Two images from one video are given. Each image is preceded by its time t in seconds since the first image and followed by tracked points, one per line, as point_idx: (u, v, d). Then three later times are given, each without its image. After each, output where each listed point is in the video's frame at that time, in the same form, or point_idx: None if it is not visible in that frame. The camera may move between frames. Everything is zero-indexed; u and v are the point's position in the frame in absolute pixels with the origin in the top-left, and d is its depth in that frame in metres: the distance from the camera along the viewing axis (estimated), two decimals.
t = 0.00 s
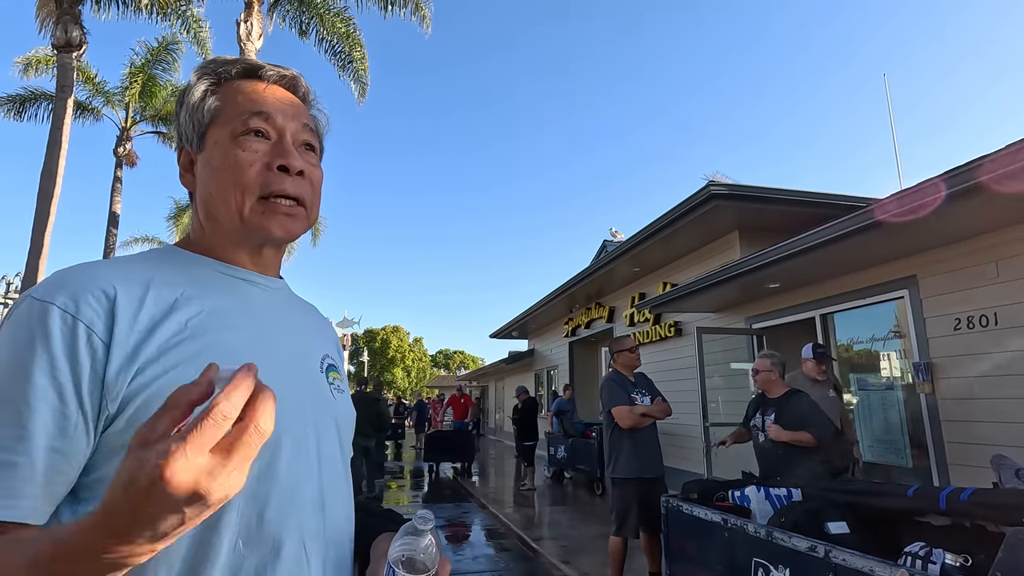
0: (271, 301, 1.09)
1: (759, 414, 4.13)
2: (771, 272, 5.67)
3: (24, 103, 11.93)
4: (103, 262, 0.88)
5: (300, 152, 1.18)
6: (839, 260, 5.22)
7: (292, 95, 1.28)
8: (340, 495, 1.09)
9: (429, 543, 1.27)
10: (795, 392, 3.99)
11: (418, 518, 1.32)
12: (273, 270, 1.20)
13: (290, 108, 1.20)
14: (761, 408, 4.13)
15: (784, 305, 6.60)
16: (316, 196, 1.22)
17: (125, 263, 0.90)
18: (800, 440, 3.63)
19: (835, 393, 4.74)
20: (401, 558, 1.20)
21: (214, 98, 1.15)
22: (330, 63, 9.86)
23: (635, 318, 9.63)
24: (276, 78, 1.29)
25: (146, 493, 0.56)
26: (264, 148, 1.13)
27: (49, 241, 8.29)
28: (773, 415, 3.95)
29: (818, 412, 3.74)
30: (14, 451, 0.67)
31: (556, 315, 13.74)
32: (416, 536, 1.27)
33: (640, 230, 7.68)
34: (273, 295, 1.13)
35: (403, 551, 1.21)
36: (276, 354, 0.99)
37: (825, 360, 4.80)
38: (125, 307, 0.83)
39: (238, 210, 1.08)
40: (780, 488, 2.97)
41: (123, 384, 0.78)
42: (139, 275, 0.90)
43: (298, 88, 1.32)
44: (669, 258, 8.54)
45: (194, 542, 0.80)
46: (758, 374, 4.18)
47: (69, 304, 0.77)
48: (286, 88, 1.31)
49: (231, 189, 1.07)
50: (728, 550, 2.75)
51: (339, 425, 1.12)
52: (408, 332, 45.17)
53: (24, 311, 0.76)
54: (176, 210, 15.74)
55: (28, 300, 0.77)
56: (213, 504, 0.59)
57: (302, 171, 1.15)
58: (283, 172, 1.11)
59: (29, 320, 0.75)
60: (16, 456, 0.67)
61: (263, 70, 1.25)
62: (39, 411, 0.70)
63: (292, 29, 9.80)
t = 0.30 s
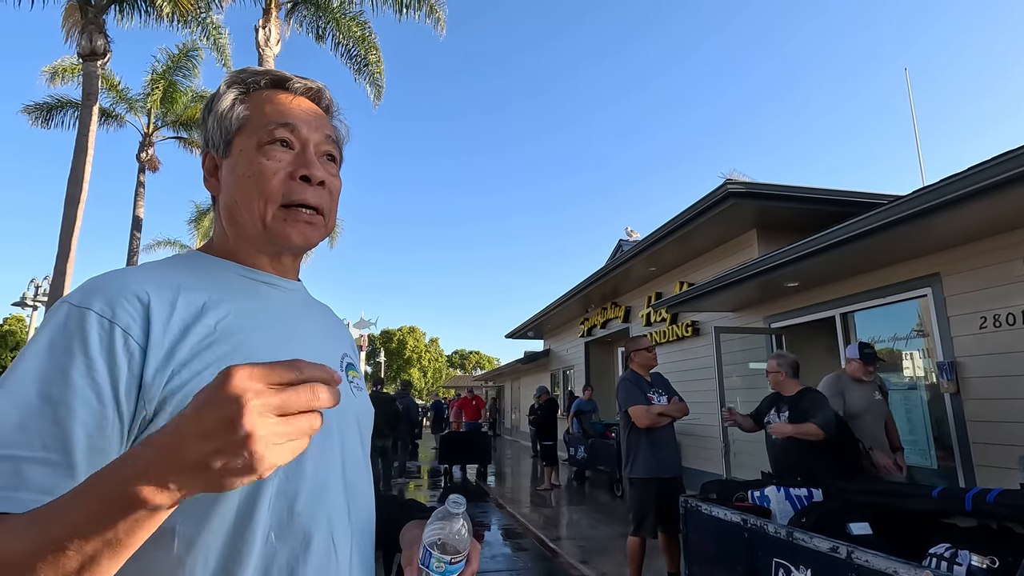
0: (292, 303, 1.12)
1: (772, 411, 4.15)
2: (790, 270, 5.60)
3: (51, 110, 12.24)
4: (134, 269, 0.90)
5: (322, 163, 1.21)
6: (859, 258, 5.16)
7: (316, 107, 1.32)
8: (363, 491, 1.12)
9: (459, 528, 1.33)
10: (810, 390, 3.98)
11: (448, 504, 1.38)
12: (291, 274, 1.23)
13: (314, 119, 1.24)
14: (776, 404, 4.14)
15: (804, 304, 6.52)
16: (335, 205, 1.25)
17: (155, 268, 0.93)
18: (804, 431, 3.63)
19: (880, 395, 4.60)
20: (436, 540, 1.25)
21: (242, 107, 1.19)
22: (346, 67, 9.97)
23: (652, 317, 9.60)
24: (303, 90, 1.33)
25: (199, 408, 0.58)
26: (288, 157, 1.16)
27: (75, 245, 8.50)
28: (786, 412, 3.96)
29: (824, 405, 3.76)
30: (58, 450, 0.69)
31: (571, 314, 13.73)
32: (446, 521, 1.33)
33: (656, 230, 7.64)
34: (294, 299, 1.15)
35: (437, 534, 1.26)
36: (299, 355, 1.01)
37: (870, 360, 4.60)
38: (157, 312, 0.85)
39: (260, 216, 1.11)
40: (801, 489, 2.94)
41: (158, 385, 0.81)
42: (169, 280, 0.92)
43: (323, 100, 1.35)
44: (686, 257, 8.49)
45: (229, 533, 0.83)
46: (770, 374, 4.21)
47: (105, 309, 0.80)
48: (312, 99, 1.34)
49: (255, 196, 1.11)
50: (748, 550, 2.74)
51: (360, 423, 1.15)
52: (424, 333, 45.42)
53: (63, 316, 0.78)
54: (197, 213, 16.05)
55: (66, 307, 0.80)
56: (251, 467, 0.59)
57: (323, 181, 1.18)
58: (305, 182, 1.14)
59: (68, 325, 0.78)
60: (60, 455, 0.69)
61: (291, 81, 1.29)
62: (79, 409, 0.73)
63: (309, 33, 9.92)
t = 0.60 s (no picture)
0: (318, 303, 1.13)
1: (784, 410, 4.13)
2: (809, 269, 5.54)
3: (74, 117, 12.52)
4: (172, 270, 0.93)
5: (344, 164, 1.23)
6: (880, 256, 5.09)
7: (339, 110, 1.34)
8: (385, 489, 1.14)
9: (468, 535, 1.33)
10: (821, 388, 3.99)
11: (458, 512, 1.38)
12: (317, 275, 1.25)
13: (337, 122, 1.26)
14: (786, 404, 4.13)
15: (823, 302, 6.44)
16: (357, 207, 1.27)
17: (191, 269, 0.95)
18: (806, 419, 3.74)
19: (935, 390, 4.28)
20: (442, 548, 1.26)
21: (267, 112, 1.21)
22: (361, 69, 10.05)
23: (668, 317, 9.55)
24: (324, 94, 1.35)
25: (332, 512, 0.73)
26: (311, 160, 1.18)
27: (99, 249, 8.68)
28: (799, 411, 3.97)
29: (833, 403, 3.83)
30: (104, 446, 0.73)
31: (587, 314, 13.70)
32: (454, 529, 1.34)
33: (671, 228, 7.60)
34: (319, 298, 1.17)
35: (443, 542, 1.27)
36: (328, 355, 1.03)
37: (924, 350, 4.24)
38: (195, 312, 0.88)
39: (286, 219, 1.14)
40: (822, 489, 2.90)
41: (196, 384, 0.83)
42: (205, 280, 0.95)
43: (344, 103, 1.38)
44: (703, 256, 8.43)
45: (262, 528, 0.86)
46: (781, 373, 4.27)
47: (146, 310, 0.82)
48: (334, 102, 1.36)
49: (280, 200, 1.13)
50: (769, 550, 2.71)
51: (383, 421, 1.17)
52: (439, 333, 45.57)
53: (106, 317, 0.81)
54: (217, 216, 16.29)
55: (110, 306, 0.83)
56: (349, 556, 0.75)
57: (346, 183, 1.20)
58: (328, 184, 1.16)
59: (111, 325, 0.81)
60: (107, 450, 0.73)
61: (313, 86, 1.31)
62: (122, 407, 0.76)
63: (324, 37, 10.02)
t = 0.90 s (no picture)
0: (337, 305, 1.15)
1: (801, 410, 4.08)
2: (825, 267, 5.48)
3: (93, 122, 12.73)
4: (194, 273, 0.95)
5: (366, 169, 1.24)
6: (898, 253, 5.03)
7: (360, 115, 1.35)
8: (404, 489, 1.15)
9: (491, 535, 1.34)
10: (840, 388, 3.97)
11: (481, 512, 1.39)
12: (337, 277, 1.26)
13: (359, 127, 1.27)
14: (805, 404, 4.08)
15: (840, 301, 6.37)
16: (378, 211, 1.28)
17: (213, 273, 0.97)
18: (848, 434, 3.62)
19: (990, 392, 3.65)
20: (466, 548, 1.28)
21: (290, 116, 1.23)
22: (373, 71, 10.10)
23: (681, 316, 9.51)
24: (346, 99, 1.36)
25: (352, 522, 0.76)
26: (334, 165, 1.19)
27: (118, 251, 8.82)
28: (819, 412, 3.93)
29: (859, 407, 3.75)
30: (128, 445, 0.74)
31: (599, 314, 13.66)
32: (477, 528, 1.35)
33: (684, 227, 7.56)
34: (338, 300, 1.19)
35: (467, 542, 1.29)
36: (347, 356, 1.04)
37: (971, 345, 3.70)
38: (216, 315, 0.89)
39: (309, 222, 1.15)
40: (840, 490, 2.88)
41: (218, 386, 0.84)
42: (226, 282, 0.96)
43: (365, 108, 1.39)
44: (716, 254, 8.37)
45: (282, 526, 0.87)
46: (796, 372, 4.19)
47: (169, 312, 0.84)
48: (355, 107, 1.38)
49: (304, 203, 1.15)
50: (786, 551, 2.69)
51: (401, 422, 1.17)
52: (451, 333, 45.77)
53: (131, 319, 0.83)
54: (232, 218, 16.48)
55: (134, 308, 0.85)
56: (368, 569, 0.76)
57: (368, 187, 1.21)
58: (351, 189, 1.17)
59: (135, 327, 0.82)
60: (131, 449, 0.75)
61: (336, 91, 1.33)
62: (146, 407, 0.78)
63: (336, 39, 10.09)
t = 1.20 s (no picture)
0: (350, 306, 1.15)
1: (818, 409, 4.03)
2: (838, 265, 5.43)
3: (108, 125, 12.91)
4: (210, 275, 0.96)
5: (380, 173, 1.25)
6: (912, 251, 4.97)
7: (375, 118, 1.36)
8: (417, 489, 1.15)
9: (500, 536, 1.34)
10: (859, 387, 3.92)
11: (489, 513, 1.39)
12: (349, 281, 1.27)
13: (374, 132, 1.27)
14: (822, 404, 4.02)
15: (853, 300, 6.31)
16: (391, 214, 1.29)
17: (228, 274, 0.98)
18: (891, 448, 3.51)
19: None
20: (474, 549, 1.28)
21: (306, 119, 1.24)
22: (383, 72, 10.14)
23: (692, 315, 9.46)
24: (362, 103, 1.37)
25: (373, 535, 0.77)
26: (348, 169, 1.20)
27: (133, 252, 8.94)
28: (838, 411, 3.88)
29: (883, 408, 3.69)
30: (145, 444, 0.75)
31: (609, 313, 13.63)
32: (485, 530, 1.35)
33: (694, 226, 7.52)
34: (351, 301, 1.19)
35: (474, 544, 1.29)
36: (360, 356, 1.05)
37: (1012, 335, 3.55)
38: (231, 315, 0.90)
39: (322, 226, 1.16)
40: (855, 491, 2.85)
41: (234, 386, 0.85)
42: (241, 284, 0.97)
43: (381, 111, 1.39)
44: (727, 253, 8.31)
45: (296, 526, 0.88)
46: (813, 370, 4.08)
47: (185, 313, 0.85)
48: (371, 111, 1.38)
49: (318, 207, 1.15)
50: (801, 552, 2.66)
51: (415, 423, 1.18)
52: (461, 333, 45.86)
53: (149, 320, 0.84)
54: (243, 220, 16.62)
55: (152, 310, 0.86)
56: None
57: (381, 192, 1.21)
58: (364, 194, 1.18)
59: (152, 329, 0.84)
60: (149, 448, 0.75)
61: (352, 94, 1.33)
62: (163, 408, 0.79)
63: (346, 41, 10.14)
